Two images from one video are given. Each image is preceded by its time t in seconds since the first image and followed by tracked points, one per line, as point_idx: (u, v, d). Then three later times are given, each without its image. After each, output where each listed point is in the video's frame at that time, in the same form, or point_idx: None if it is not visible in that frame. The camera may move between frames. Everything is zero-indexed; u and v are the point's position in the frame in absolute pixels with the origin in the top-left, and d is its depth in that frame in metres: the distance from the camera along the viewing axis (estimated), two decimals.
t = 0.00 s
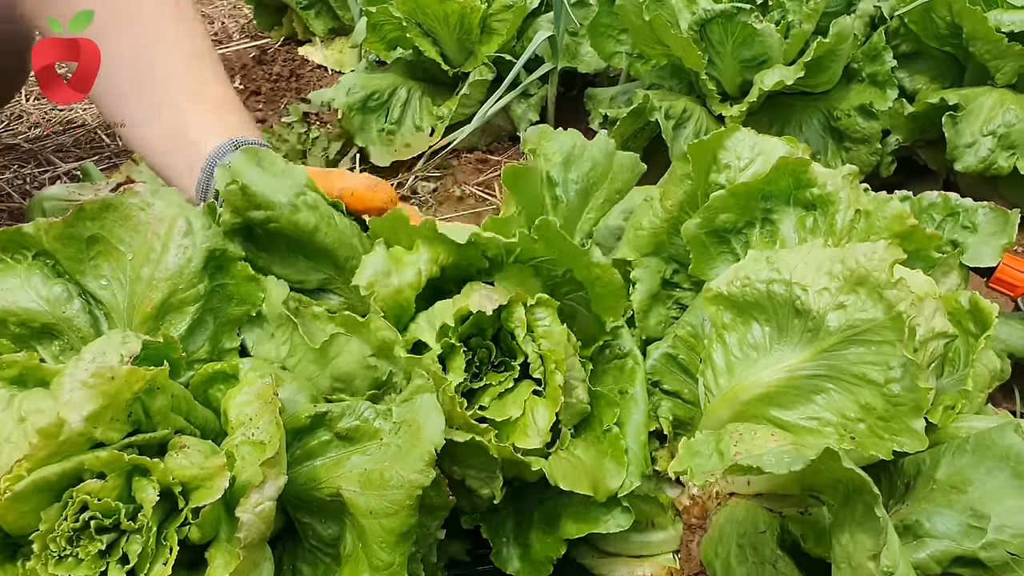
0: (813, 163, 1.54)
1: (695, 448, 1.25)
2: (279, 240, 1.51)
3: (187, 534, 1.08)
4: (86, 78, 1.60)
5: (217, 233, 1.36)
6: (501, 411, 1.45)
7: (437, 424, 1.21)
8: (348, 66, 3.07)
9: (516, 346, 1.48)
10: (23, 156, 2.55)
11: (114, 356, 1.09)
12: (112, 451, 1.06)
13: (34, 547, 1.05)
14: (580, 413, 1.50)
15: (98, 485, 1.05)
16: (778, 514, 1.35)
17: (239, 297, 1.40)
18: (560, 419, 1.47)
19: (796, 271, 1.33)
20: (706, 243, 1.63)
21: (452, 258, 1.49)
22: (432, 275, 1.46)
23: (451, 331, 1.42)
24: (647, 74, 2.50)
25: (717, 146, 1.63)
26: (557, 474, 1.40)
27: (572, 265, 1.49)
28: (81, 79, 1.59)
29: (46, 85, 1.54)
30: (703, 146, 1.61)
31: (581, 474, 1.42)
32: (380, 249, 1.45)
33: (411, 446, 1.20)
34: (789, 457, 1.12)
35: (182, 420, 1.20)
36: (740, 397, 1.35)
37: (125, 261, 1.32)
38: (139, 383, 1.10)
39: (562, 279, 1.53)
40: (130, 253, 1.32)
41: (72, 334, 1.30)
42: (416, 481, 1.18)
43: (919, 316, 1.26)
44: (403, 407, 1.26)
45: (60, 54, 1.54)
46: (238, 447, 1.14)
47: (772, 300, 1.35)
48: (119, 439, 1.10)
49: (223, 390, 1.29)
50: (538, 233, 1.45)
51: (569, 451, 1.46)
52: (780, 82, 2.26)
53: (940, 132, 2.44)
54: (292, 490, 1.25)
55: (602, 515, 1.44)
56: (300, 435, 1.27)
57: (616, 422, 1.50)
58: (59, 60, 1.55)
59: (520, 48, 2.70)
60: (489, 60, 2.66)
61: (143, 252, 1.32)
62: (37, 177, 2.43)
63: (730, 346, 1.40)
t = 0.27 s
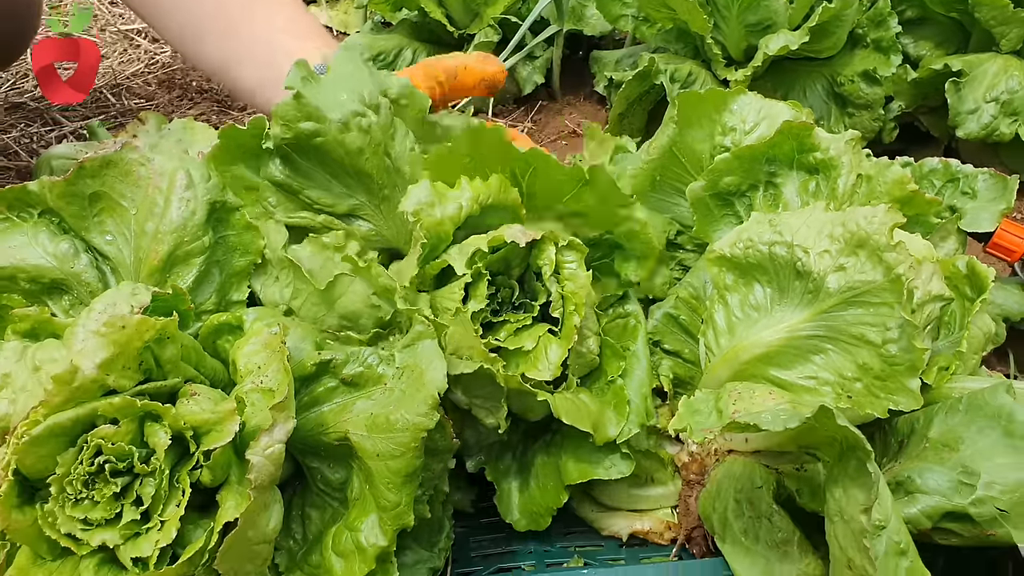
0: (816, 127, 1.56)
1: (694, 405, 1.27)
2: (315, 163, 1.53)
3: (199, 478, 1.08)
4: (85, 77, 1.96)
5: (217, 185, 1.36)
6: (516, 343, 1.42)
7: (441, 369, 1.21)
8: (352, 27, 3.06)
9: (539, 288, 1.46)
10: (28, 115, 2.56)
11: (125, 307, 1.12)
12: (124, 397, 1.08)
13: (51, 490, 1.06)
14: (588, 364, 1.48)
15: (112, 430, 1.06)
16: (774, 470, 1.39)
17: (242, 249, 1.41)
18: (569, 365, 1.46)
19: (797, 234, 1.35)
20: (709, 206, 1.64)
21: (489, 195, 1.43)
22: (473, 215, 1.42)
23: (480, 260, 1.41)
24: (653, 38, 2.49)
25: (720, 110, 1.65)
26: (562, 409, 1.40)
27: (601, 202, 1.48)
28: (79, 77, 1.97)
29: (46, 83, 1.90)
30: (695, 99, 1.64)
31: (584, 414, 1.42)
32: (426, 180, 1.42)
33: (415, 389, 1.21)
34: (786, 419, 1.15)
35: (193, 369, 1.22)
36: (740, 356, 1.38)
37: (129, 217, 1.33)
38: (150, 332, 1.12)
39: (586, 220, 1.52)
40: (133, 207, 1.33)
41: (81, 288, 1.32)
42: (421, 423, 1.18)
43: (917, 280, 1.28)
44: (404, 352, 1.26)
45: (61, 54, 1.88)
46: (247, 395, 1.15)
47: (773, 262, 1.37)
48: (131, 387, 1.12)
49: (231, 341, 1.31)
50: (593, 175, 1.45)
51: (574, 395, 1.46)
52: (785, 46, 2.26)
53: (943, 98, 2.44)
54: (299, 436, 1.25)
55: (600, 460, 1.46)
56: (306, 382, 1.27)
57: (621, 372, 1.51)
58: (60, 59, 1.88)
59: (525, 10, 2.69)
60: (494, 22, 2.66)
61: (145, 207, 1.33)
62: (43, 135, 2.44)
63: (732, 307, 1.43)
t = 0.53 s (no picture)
0: (825, 96, 1.54)
1: (692, 373, 1.28)
2: (362, 83, 1.58)
3: (203, 433, 1.09)
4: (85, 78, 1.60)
5: (218, 140, 1.36)
6: (525, 290, 1.39)
7: (442, 326, 1.21)
8: None
9: (555, 238, 1.43)
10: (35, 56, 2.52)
11: (130, 264, 1.13)
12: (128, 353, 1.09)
13: (58, 443, 1.08)
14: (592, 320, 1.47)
15: (116, 386, 1.08)
16: (768, 438, 1.41)
17: (242, 204, 1.40)
18: (573, 315, 1.44)
19: (801, 206, 1.35)
20: (716, 172, 1.64)
21: (523, 147, 1.45)
22: (505, 162, 1.43)
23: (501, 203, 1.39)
24: None
25: (730, 76, 1.64)
26: (560, 353, 1.38)
27: (631, 150, 1.54)
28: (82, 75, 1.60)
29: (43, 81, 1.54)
30: (705, 67, 1.64)
31: (583, 362, 1.40)
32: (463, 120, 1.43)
33: (417, 346, 1.20)
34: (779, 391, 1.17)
35: (196, 326, 1.23)
36: (740, 325, 1.39)
37: (132, 172, 1.34)
38: (154, 290, 1.13)
39: (610, 174, 1.58)
40: (136, 163, 1.34)
41: (86, 243, 1.33)
42: (423, 381, 1.18)
43: (917, 257, 1.28)
44: (405, 310, 1.26)
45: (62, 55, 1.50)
46: (250, 351, 1.16)
47: (776, 234, 1.37)
48: (134, 343, 1.13)
49: (235, 297, 1.33)
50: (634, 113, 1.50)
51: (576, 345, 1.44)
52: (799, 9, 2.22)
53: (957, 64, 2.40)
54: (301, 392, 1.25)
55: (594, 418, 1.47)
56: (308, 338, 1.26)
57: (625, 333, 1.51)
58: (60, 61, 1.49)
59: None
60: None
61: (148, 163, 1.34)
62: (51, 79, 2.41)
63: (734, 277, 1.43)
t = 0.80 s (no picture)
0: (832, 75, 1.53)
1: (686, 356, 1.28)
2: (372, 72, 1.53)
3: (199, 407, 1.11)
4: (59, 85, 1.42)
5: (220, 110, 1.35)
6: (512, 285, 1.50)
7: (436, 307, 1.23)
8: None
9: (547, 239, 1.54)
10: None
11: (129, 238, 1.15)
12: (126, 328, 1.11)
13: (57, 414, 1.10)
14: (578, 320, 1.57)
15: (115, 359, 1.09)
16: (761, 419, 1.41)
17: (244, 174, 1.40)
18: (561, 317, 1.55)
19: (804, 190, 1.34)
20: (719, 148, 1.63)
21: (522, 140, 1.53)
22: (500, 156, 1.52)
23: (496, 200, 1.49)
24: None
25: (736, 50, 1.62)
26: (544, 359, 1.46)
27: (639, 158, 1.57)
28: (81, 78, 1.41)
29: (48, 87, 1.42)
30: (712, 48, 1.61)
31: (566, 367, 1.48)
32: (461, 112, 1.51)
33: (410, 327, 1.22)
34: (772, 379, 1.18)
35: (195, 297, 1.25)
36: (737, 308, 1.40)
37: (133, 140, 1.34)
38: (153, 265, 1.14)
39: (615, 172, 1.61)
40: (138, 133, 1.33)
41: (87, 210, 1.34)
42: (415, 361, 1.20)
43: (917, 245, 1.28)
44: (401, 290, 1.28)
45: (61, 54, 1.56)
46: (247, 326, 1.19)
47: (777, 217, 1.37)
48: (133, 316, 1.15)
49: (234, 269, 1.33)
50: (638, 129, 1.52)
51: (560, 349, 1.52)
52: None
53: (972, 37, 2.34)
54: (299, 363, 1.27)
55: (583, 410, 1.54)
56: (305, 314, 1.28)
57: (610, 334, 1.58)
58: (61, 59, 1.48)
59: None
60: None
61: (150, 133, 1.33)
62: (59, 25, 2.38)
63: (733, 258, 1.44)
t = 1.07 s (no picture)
0: (835, 66, 1.49)
1: (677, 357, 1.30)
2: (342, 43, 1.62)
3: (183, 406, 1.10)
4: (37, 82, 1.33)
5: (207, 99, 1.33)
6: (505, 268, 1.43)
7: (425, 304, 1.21)
8: None
9: (541, 222, 1.47)
10: None
11: (113, 233, 1.12)
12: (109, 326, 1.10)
13: (41, 411, 1.10)
14: (573, 305, 1.49)
15: (98, 357, 1.08)
16: (751, 418, 1.40)
17: (232, 162, 1.38)
18: (554, 302, 1.47)
19: (800, 187, 1.32)
20: (718, 138, 1.60)
21: (515, 121, 1.50)
22: (493, 137, 1.48)
23: (490, 182, 1.43)
24: None
25: (739, 37, 1.58)
26: (537, 344, 1.40)
27: (629, 129, 1.58)
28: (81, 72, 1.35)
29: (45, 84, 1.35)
30: (712, 25, 1.57)
31: (560, 354, 1.42)
32: (453, 93, 1.47)
33: (398, 324, 1.20)
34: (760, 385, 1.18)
35: (181, 290, 1.24)
36: (730, 306, 1.38)
37: (119, 129, 1.32)
38: (136, 261, 1.13)
39: (608, 149, 1.62)
40: (124, 121, 1.31)
41: (73, 200, 1.32)
42: (403, 359, 1.19)
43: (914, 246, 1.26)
44: (389, 284, 1.26)
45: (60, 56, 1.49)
46: (233, 322, 1.17)
47: (773, 215, 1.35)
48: (117, 313, 1.14)
49: (222, 260, 1.32)
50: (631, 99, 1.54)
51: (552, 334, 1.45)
52: None
53: (981, 19, 2.29)
54: (286, 358, 1.26)
55: (578, 396, 1.50)
56: (292, 308, 1.26)
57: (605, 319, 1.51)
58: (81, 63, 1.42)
59: None
60: None
61: (136, 122, 1.31)
62: None
63: (728, 254, 1.42)
